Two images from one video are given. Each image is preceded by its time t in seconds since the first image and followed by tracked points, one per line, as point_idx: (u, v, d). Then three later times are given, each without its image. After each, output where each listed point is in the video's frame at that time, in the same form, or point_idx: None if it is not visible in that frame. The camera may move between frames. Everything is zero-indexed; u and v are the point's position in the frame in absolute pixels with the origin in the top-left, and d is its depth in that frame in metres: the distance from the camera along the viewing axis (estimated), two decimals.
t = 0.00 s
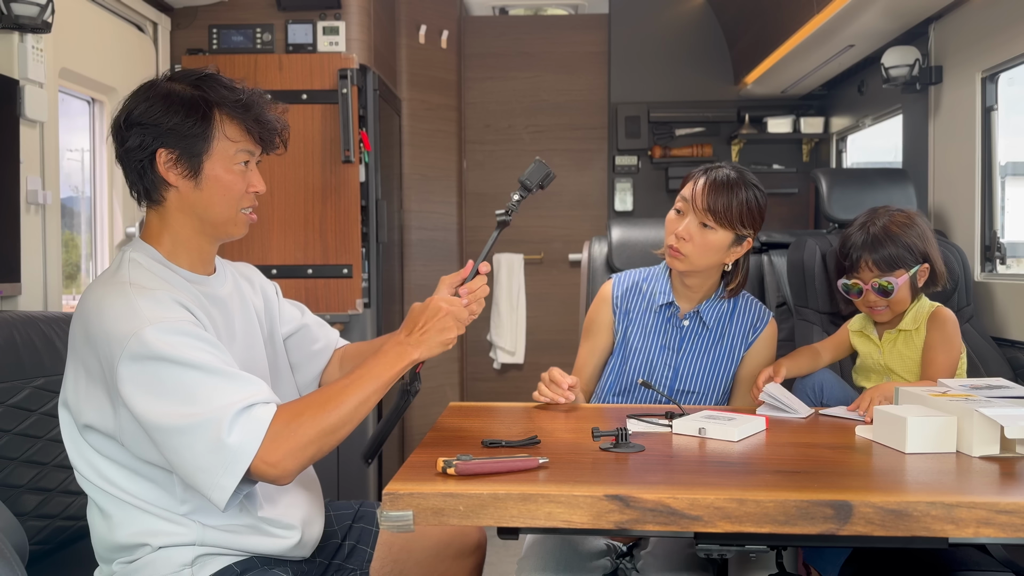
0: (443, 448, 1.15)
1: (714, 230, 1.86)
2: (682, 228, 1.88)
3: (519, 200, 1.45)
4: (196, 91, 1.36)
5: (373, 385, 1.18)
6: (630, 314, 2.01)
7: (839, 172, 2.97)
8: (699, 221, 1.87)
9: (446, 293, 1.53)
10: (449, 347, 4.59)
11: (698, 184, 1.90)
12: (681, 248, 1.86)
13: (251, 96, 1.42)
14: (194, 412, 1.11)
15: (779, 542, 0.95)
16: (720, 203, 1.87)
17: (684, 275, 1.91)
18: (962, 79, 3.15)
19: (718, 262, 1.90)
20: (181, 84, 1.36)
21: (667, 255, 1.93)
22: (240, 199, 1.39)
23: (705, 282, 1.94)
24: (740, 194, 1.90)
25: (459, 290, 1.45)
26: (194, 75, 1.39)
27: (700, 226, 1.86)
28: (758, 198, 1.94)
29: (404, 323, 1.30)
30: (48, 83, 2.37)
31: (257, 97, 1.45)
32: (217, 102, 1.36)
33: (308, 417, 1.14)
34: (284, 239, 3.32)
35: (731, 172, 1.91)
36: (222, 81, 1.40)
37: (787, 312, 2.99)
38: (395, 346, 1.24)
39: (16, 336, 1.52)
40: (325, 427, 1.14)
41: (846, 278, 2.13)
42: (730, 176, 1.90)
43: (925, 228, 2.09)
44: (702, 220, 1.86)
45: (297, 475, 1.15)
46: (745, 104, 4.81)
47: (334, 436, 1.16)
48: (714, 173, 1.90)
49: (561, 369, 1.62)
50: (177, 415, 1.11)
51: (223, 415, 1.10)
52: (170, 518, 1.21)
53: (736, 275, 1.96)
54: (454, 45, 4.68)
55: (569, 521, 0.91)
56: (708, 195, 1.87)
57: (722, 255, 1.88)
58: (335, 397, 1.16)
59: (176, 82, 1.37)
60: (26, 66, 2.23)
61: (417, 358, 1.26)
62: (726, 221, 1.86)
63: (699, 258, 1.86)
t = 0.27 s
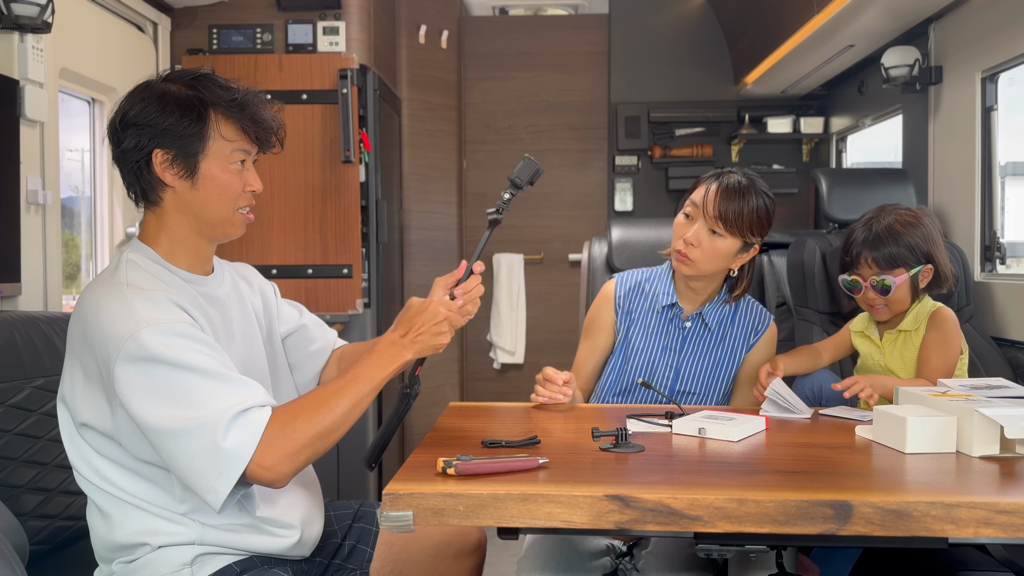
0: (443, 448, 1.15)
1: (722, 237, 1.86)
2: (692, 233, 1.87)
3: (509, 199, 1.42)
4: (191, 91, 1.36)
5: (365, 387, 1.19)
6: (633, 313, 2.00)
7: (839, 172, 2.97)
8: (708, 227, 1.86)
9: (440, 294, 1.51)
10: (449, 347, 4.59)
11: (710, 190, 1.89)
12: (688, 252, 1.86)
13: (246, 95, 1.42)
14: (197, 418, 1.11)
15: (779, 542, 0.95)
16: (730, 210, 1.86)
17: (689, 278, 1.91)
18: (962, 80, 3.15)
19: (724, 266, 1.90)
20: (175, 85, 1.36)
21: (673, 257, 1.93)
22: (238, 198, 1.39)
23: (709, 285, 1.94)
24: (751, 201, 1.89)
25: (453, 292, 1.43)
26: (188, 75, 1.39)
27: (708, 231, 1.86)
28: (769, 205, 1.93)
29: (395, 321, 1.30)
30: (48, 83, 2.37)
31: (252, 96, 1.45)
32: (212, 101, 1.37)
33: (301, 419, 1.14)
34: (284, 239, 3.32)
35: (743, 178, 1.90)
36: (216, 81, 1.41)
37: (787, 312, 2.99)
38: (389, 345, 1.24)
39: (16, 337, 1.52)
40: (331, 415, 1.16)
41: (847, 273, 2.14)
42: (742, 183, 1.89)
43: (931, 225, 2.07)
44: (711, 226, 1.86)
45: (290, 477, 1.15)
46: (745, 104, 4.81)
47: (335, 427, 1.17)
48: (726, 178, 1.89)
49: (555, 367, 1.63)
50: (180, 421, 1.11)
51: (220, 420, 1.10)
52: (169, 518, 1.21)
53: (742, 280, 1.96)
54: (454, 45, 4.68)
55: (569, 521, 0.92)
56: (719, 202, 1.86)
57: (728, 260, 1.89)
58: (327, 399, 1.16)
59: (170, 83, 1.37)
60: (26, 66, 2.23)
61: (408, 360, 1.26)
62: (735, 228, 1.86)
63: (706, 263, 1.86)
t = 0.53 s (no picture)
0: (443, 449, 1.15)
1: (723, 237, 1.85)
2: (692, 232, 1.88)
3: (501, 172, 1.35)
4: (183, 87, 1.37)
5: (307, 454, 1.18)
6: (636, 314, 2.01)
7: (839, 172, 2.98)
8: (708, 226, 1.87)
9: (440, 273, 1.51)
10: (449, 347, 4.59)
11: (710, 189, 1.89)
12: (688, 252, 1.86)
13: (237, 89, 1.43)
14: (161, 451, 1.11)
15: (779, 542, 0.96)
16: (731, 210, 1.85)
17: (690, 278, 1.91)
18: (962, 80, 3.15)
19: (725, 266, 1.90)
20: (167, 82, 1.37)
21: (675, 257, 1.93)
22: (236, 192, 1.40)
23: (712, 285, 1.94)
24: (752, 201, 1.88)
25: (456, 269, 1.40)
26: (179, 72, 1.39)
27: (708, 231, 1.86)
28: (770, 205, 1.93)
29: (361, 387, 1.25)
30: (48, 83, 2.37)
31: (244, 90, 1.46)
32: (204, 96, 1.37)
33: (239, 478, 1.15)
34: (284, 239, 3.32)
35: (745, 178, 1.90)
36: (208, 76, 1.41)
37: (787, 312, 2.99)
38: (339, 416, 1.20)
39: (16, 337, 1.52)
40: (295, 471, 1.17)
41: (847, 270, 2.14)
42: (744, 183, 1.89)
43: (935, 225, 2.06)
44: (711, 225, 1.86)
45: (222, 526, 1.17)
46: (745, 104, 4.81)
47: (298, 476, 1.19)
48: (727, 178, 1.89)
49: (559, 366, 1.63)
50: (146, 447, 1.11)
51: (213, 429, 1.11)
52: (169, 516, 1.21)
53: (744, 280, 1.95)
54: (454, 45, 4.68)
55: (569, 521, 0.92)
56: (720, 202, 1.86)
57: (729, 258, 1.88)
58: (270, 460, 1.17)
59: (162, 80, 1.37)
60: (26, 66, 2.23)
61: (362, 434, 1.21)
62: (735, 228, 1.85)
63: (706, 263, 1.86)
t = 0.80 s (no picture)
0: (443, 448, 1.15)
1: (719, 233, 1.86)
2: (689, 229, 1.89)
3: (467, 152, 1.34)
4: (167, 87, 1.36)
5: (304, 457, 1.18)
6: (639, 314, 2.01)
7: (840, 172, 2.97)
8: (704, 222, 1.88)
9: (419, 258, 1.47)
10: (449, 347, 4.59)
11: (705, 187, 1.90)
12: (685, 249, 1.87)
13: (222, 87, 1.43)
14: (162, 448, 1.11)
15: (780, 542, 0.96)
16: (726, 206, 1.86)
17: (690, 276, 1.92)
18: (962, 80, 3.15)
19: (725, 264, 1.89)
20: (151, 83, 1.37)
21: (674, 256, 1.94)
22: (224, 190, 1.40)
23: (712, 283, 1.95)
24: (748, 197, 1.89)
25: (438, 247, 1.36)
26: (163, 72, 1.39)
27: (705, 227, 1.87)
28: (767, 201, 1.93)
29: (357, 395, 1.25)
30: (48, 83, 2.37)
31: (228, 88, 1.46)
32: (188, 95, 1.37)
33: (237, 477, 1.16)
34: (284, 239, 3.32)
35: (741, 175, 1.91)
36: (192, 75, 1.41)
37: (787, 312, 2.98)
38: (336, 422, 1.21)
39: (15, 337, 1.52)
40: (292, 472, 1.18)
41: (847, 267, 2.14)
42: (739, 179, 1.90)
43: (938, 225, 2.06)
44: (707, 221, 1.86)
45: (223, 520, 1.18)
46: (745, 104, 4.81)
47: (298, 476, 1.20)
48: (722, 176, 1.90)
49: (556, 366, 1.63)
50: (146, 445, 1.11)
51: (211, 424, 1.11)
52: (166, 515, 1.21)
53: (744, 277, 1.95)
54: (454, 45, 4.68)
55: (569, 521, 0.92)
56: (715, 198, 1.88)
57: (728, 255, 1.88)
58: (268, 461, 1.17)
59: (146, 80, 1.37)
60: (26, 66, 2.23)
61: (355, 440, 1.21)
62: (731, 223, 1.86)
63: (704, 260, 1.86)
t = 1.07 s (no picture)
0: (443, 448, 1.15)
1: (712, 229, 1.86)
2: (682, 225, 1.89)
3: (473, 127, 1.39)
4: (146, 87, 1.37)
5: (306, 454, 1.18)
6: (638, 313, 2.01)
7: (839, 172, 2.97)
8: (697, 218, 1.88)
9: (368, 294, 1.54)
10: (449, 348, 4.59)
11: (696, 184, 1.91)
12: (679, 245, 1.87)
13: (201, 84, 1.43)
14: (160, 450, 1.12)
15: (780, 542, 0.96)
16: (718, 202, 1.87)
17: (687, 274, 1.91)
18: (962, 80, 3.15)
19: (720, 260, 1.89)
20: (131, 83, 1.37)
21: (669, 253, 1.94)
22: (211, 185, 1.39)
23: (709, 282, 1.93)
24: (741, 193, 1.89)
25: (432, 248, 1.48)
26: (143, 73, 1.39)
27: (698, 222, 1.87)
28: (760, 197, 1.93)
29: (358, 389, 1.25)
30: (48, 83, 2.37)
31: (210, 85, 1.46)
32: (166, 93, 1.38)
33: (238, 476, 1.16)
34: (284, 239, 3.32)
35: (733, 172, 1.91)
36: (172, 74, 1.42)
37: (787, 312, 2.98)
38: (338, 416, 1.21)
39: (16, 336, 1.52)
40: (293, 470, 1.18)
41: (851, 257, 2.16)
42: (731, 176, 1.90)
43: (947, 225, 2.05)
44: (700, 217, 1.87)
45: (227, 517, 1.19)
46: (745, 104, 4.81)
47: (297, 476, 1.20)
48: (714, 172, 1.90)
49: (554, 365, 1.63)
50: (142, 446, 1.11)
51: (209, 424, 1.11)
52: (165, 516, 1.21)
53: (740, 273, 1.95)
54: (454, 45, 4.69)
55: (569, 521, 0.91)
56: (706, 194, 1.88)
57: (723, 250, 1.88)
58: (268, 460, 1.18)
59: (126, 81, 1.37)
60: (26, 66, 2.23)
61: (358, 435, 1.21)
62: (723, 218, 1.86)
63: (698, 256, 1.86)
